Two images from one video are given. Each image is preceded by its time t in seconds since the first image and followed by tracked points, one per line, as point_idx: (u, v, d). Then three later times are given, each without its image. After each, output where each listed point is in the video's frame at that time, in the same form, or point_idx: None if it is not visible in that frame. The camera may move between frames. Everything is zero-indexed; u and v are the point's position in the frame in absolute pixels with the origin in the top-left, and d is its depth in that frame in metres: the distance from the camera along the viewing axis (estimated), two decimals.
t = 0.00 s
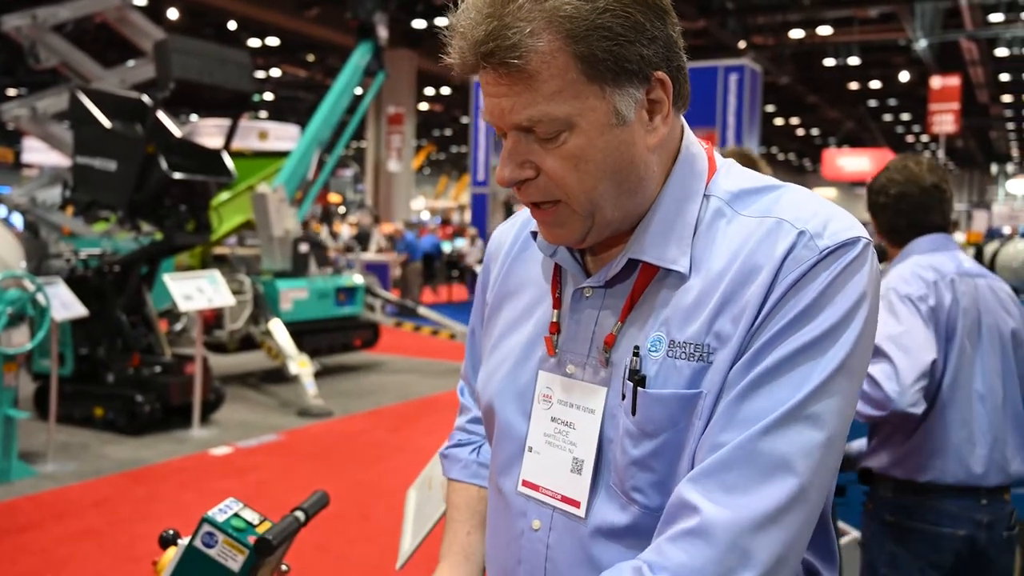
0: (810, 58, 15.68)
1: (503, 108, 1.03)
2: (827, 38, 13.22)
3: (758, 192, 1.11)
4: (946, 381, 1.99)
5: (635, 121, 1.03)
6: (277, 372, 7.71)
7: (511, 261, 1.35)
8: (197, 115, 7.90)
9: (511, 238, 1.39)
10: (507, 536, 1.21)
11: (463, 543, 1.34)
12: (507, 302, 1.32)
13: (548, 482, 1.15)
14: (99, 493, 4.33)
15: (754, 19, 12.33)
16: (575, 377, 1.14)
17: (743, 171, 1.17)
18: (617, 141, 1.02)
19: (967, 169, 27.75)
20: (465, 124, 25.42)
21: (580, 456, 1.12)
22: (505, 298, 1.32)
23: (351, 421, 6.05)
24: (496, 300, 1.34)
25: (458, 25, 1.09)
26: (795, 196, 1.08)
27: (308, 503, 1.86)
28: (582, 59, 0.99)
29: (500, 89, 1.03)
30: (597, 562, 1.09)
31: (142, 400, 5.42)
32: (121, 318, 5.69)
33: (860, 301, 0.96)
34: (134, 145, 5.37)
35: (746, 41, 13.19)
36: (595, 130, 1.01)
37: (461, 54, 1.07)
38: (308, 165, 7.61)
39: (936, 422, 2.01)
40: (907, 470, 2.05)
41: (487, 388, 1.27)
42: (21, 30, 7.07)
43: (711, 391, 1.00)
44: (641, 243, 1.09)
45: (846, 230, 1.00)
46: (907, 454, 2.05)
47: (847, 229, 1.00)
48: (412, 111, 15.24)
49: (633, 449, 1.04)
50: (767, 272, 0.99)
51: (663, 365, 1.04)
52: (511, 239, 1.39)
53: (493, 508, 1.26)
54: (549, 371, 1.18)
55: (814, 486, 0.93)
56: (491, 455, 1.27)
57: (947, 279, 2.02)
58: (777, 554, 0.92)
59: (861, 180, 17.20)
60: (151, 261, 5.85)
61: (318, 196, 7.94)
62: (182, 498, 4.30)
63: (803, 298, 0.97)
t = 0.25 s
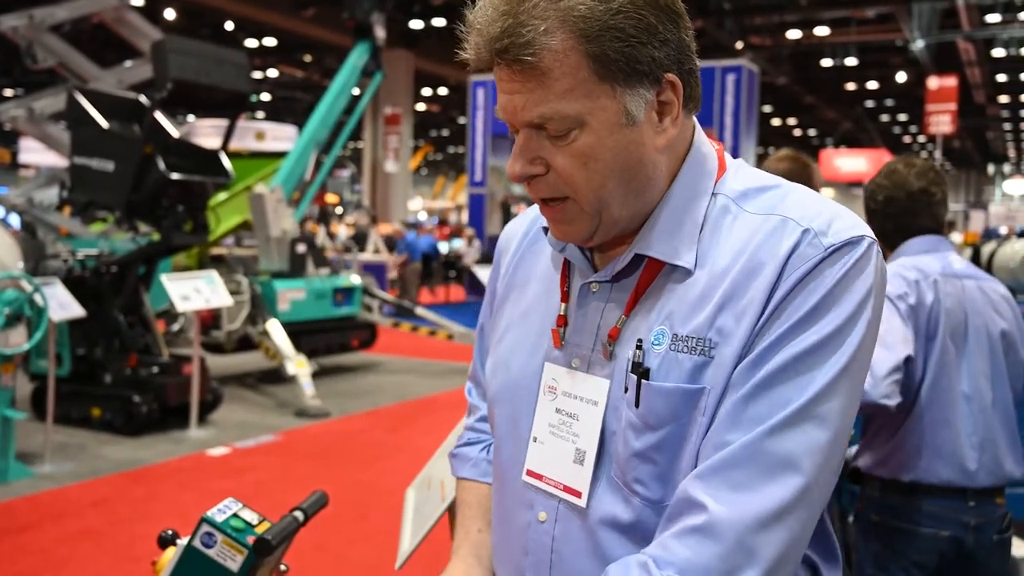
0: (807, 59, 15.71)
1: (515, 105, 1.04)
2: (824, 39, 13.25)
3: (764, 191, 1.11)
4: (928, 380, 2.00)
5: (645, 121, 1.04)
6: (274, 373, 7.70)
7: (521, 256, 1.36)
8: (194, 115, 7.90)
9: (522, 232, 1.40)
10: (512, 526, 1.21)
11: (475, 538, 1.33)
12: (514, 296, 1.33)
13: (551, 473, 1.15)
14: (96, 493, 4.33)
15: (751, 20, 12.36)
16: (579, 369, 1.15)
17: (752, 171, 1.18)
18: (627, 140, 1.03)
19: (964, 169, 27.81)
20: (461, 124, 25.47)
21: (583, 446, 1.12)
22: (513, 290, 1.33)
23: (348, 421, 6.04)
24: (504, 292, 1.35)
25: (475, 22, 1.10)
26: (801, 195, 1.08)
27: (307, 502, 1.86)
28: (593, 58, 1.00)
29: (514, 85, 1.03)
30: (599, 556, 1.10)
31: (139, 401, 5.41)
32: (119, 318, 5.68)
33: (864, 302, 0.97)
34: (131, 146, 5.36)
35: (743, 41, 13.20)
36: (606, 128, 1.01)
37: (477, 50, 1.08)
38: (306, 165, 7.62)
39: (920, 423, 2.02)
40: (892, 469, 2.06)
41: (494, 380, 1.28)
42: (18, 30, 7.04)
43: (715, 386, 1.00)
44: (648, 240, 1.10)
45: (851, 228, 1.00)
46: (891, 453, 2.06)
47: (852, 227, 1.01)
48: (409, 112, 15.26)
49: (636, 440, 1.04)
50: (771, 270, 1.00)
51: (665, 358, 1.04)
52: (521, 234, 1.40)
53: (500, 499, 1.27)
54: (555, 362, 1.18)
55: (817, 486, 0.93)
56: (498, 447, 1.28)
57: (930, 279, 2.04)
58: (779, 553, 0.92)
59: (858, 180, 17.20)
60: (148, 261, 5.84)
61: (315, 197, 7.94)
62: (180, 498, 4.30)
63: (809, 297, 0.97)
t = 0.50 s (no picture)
0: (806, 59, 15.71)
1: (533, 101, 1.04)
2: (823, 39, 13.25)
3: (771, 195, 1.10)
4: (922, 381, 2.00)
5: (661, 120, 1.04)
6: (274, 373, 7.70)
7: (526, 253, 1.35)
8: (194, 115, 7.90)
9: (529, 228, 1.39)
10: (515, 521, 1.22)
11: (468, 523, 1.33)
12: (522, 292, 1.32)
13: (549, 468, 1.16)
14: (95, 494, 4.33)
15: (751, 20, 12.36)
16: (582, 367, 1.15)
17: (761, 174, 1.16)
18: (642, 139, 1.03)
19: (962, 169, 27.82)
20: (461, 124, 25.48)
21: (581, 445, 1.12)
22: (521, 284, 1.33)
23: (348, 422, 6.04)
24: (512, 288, 1.35)
25: (494, 15, 1.09)
26: (806, 201, 1.07)
27: (308, 502, 1.85)
28: (614, 55, 1.00)
29: (532, 80, 1.03)
30: (596, 552, 1.10)
31: (138, 401, 5.41)
32: (118, 318, 5.68)
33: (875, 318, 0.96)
34: (131, 146, 5.36)
35: (743, 41, 13.20)
36: (622, 126, 1.02)
37: (496, 43, 1.08)
38: (305, 164, 7.62)
39: (913, 422, 2.01)
40: (888, 468, 2.06)
41: (503, 374, 1.28)
42: (17, 30, 7.00)
43: (722, 398, 0.99)
44: (653, 239, 1.09)
45: (857, 239, 0.99)
46: (887, 453, 2.06)
47: (858, 238, 1.00)
48: (409, 112, 15.26)
49: (634, 443, 1.04)
50: (776, 281, 0.99)
51: (669, 363, 1.03)
52: (528, 229, 1.39)
53: (505, 496, 1.27)
54: (557, 360, 1.18)
55: (838, 506, 0.94)
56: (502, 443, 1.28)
57: (925, 280, 2.04)
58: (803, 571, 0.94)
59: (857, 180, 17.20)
60: (147, 261, 5.84)
61: (315, 197, 7.94)
62: (180, 498, 4.30)
63: (821, 313, 0.96)
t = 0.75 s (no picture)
0: (804, 59, 15.72)
1: (557, 100, 1.04)
2: (821, 39, 13.26)
3: (786, 198, 1.10)
4: (936, 380, 2.01)
5: (682, 117, 1.04)
6: (272, 373, 7.70)
7: (534, 251, 1.35)
8: (192, 115, 7.90)
9: (533, 227, 1.39)
10: (525, 520, 1.22)
11: (471, 516, 1.33)
12: (530, 292, 1.32)
13: (560, 468, 1.17)
14: (94, 494, 4.32)
15: (749, 21, 12.36)
16: (595, 368, 1.15)
17: (772, 175, 1.16)
18: (665, 136, 1.04)
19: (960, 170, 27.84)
20: (459, 124, 25.50)
21: (595, 445, 1.13)
22: (529, 284, 1.33)
23: (347, 422, 6.04)
24: (519, 287, 1.34)
25: (514, 14, 1.09)
26: (820, 204, 1.08)
27: (309, 501, 1.86)
28: (640, 53, 1.00)
29: (556, 78, 1.03)
30: (608, 551, 1.11)
31: (137, 402, 5.41)
32: (117, 319, 5.68)
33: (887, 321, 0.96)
34: (129, 146, 5.36)
35: (741, 42, 13.21)
36: (646, 124, 1.02)
37: (519, 42, 1.07)
38: (304, 165, 7.62)
39: (926, 420, 2.01)
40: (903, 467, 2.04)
41: (511, 374, 1.28)
42: (15, 31, 6.99)
43: (740, 400, 1.00)
44: (669, 241, 1.09)
45: (873, 245, 0.99)
46: (902, 451, 2.05)
47: (874, 245, 0.99)
48: (407, 112, 15.27)
49: (653, 444, 1.04)
50: (792, 285, 1.00)
51: (688, 365, 1.04)
52: (534, 227, 1.39)
53: (512, 494, 1.27)
54: (569, 360, 1.19)
55: (847, 508, 0.95)
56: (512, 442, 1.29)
57: (941, 280, 2.05)
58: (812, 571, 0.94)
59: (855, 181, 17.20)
60: (146, 262, 5.84)
61: (313, 197, 7.94)
62: (179, 499, 4.29)
63: (836, 316, 0.97)
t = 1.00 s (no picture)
0: (803, 59, 15.73)
1: (648, 60, 1.01)
2: (820, 39, 13.26)
3: (806, 192, 1.12)
4: (962, 371, 2.04)
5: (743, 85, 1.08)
6: (272, 373, 7.69)
7: (544, 244, 1.35)
8: (191, 115, 7.90)
9: (542, 221, 1.40)
10: (540, 513, 1.23)
11: (480, 512, 1.33)
12: (542, 284, 1.32)
13: (582, 462, 1.16)
14: (94, 493, 4.32)
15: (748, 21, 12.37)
16: (614, 359, 1.15)
17: (793, 168, 1.18)
18: (736, 101, 1.06)
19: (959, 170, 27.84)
20: (457, 124, 25.50)
21: (619, 436, 1.12)
22: (542, 278, 1.32)
23: (346, 422, 6.04)
24: (530, 281, 1.34)
25: None
26: (837, 199, 1.09)
27: (313, 498, 1.86)
28: (724, 13, 1.03)
29: (647, 37, 1.01)
30: (629, 544, 1.11)
31: (137, 401, 5.41)
32: (117, 318, 5.69)
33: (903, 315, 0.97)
34: (128, 145, 5.36)
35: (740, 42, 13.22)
36: (725, 86, 1.04)
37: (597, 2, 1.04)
38: (303, 164, 7.62)
39: (951, 411, 2.04)
40: (928, 458, 2.06)
41: (523, 366, 1.27)
42: (15, 30, 7.00)
43: (763, 391, 1.01)
44: (698, 231, 1.11)
45: (887, 241, 1.00)
46: (928, 441, 2.06)
47: (888, 241, 1.00)
48: (406, 112, 15.29)
49: (675, 431, 1.05)
50: (808, 277, 1.01)
51: (713, 355, 1.05)
52: (543, 220, 1.40)
53: (524, 487, 1.28)
54: (587, 353, 1.19)
55: (861, 501, 0.95)
56: (525, 436, 1.28)
57: (964, 273, 2.07)
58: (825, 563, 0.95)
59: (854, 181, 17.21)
60: (145, 261, 5.84)
61: (313, 197, 7.94)
62: (179, 498, 4.29)
63: (854, 310, 0.97)
